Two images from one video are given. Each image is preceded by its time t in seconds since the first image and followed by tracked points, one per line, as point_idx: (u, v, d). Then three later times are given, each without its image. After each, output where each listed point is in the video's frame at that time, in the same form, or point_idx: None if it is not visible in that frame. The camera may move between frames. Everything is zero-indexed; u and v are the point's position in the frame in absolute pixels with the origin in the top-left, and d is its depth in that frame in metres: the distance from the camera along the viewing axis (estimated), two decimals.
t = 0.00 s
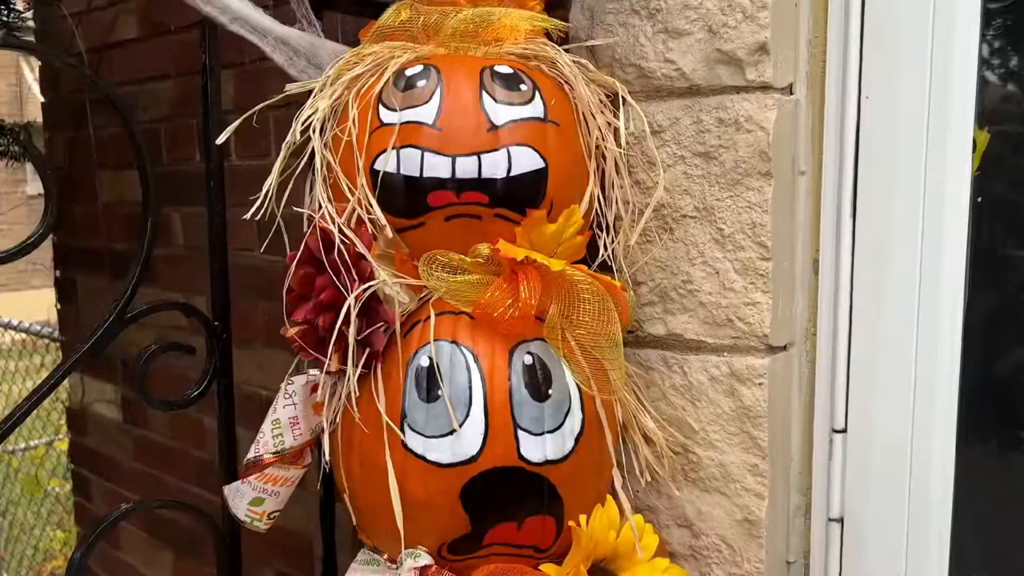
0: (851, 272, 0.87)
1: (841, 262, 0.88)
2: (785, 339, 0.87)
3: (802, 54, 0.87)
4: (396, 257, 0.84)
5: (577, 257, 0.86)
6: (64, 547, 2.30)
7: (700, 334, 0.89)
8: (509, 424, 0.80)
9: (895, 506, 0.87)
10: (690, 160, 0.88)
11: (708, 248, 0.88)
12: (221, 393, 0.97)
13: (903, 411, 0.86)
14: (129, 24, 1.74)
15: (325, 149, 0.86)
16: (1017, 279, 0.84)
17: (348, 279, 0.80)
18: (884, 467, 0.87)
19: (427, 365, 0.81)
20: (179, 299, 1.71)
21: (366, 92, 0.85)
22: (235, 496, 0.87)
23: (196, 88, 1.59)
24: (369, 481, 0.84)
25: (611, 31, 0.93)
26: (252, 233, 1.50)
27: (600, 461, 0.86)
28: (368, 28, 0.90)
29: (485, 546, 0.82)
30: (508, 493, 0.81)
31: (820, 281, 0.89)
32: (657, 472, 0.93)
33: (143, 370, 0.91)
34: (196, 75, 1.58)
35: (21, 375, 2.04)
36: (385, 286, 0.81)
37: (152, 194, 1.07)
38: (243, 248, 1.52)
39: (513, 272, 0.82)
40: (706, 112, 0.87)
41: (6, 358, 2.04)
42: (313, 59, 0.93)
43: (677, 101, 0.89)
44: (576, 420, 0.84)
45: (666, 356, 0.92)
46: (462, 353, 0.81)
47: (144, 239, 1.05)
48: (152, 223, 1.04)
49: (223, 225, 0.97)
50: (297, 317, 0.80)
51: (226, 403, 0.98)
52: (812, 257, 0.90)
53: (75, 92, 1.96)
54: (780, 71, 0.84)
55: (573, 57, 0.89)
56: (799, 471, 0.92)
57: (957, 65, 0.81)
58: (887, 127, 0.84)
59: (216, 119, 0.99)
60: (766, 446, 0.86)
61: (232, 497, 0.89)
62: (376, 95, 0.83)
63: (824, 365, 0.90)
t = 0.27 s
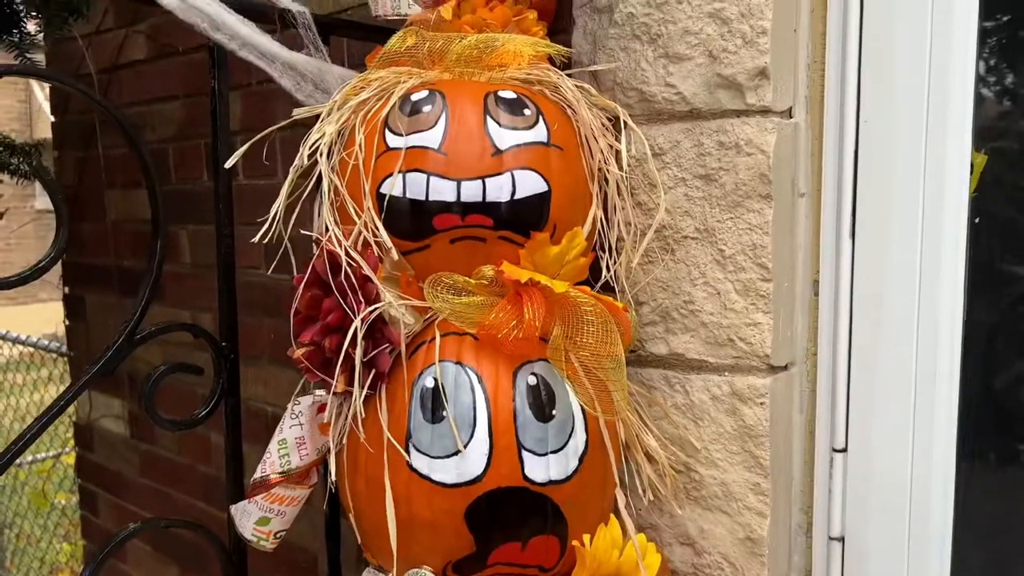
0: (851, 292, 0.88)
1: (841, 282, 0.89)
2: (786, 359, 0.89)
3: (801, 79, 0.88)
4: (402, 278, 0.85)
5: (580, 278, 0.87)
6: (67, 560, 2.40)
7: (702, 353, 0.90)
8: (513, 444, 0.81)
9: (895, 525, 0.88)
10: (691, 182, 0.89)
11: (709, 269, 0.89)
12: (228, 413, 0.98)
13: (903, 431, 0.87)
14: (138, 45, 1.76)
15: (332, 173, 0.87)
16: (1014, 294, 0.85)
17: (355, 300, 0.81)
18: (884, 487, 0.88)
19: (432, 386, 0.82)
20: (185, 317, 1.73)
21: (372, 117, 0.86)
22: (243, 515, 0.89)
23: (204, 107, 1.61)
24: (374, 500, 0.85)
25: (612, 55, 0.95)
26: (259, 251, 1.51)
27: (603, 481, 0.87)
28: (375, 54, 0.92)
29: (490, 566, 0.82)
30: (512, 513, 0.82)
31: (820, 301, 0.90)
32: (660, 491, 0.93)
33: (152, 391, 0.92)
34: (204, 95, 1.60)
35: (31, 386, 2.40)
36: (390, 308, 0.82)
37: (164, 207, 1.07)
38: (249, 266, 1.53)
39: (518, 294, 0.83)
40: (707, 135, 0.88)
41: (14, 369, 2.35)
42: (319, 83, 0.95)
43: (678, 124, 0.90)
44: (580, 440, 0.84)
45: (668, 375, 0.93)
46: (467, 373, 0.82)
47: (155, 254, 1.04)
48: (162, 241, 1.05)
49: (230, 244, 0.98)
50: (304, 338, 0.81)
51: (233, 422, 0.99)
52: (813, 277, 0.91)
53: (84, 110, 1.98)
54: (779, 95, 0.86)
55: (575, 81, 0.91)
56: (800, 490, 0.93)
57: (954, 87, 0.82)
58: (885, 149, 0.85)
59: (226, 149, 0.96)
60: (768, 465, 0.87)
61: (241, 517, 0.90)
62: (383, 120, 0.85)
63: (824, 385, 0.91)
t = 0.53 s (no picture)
0: (855, 307, 0.88)
1: (845, 297, 0.88)
2: (790, 375, 0.88)
3: (804, 94, 0.88)
4: (406, 294, 0.86)
5: (584, 294, 0.87)
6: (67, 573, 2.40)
7: (706, 369, 0.90)
8: (516, 461, 0.81)
9: (900, 541, 0.88)
10: (694, 197, 0.89)
11: (713, 284, 0.89)
12: (230, 428, 0.98)
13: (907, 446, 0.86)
14: (140, 58, 1.77)
15: (336, 188, 0.87)
16: (1018, 305, 0.85)
17: (358, 317, 0.81)
18: (889, 503, 0.88)
19: (435, 402, 0.82)
20: (187, 329, 1.72)
21: (376, 133, 0.86)
22: (244, 531, 0.89)
23: (206, 120, 1.61)
24: (378, 516, 0.85)
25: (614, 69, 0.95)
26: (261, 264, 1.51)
27: (607, 498, 0.87)
28: (378, 70, 0.92)
29: None
30: (515, 530, 0.81)
31: (825, 315, 0.90)
32: (663, 507, 0.93)
33: (154, 407, 0.92)
34: (206, 108, 1.60)
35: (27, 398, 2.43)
36: (394, 323, 0.82)
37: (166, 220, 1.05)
38: (251, 279, 1.53)
39: (521, 309, 0.83)
40: (709, 150, 0.88)
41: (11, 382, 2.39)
42: (321, 99, 0.95)
43: (682, 139, 0.90)
44: (584, 456, 0.84)
45: (672, 391, 0.93)
46: (470, 390, 0.82)
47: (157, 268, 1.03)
48: (165, 255, 1.03)
49: (233, 260, 0.97)
50: (306, 354, 0.81)
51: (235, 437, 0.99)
52: (817, 291, 0.90)
53: (85, 123, 1.98)
54: (783, 110, 0.86)
55: (578, 97, 0.91)
56: (804, 505, 0.93)
57: (957, 100, 0.82)
58: (888, 163, 0.85)
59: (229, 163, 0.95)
60: (772, 481, 0.87)
61: (241, 532, 0.90)
62: (386, 136, 0.85)
63: (829, 400, 0.91)
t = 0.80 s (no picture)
0: (858, 327, 0.88)
1: (849, 317, 0.88)
2: (794, 395, 0.88)
3: (806, 115, 0.88)
4: (410, 315, 0.86)
5: (586, 315, 0.87)
6: None
7: (709, 388, 0.90)
8: (521, 483, 0.81)
9: (904, 562, 0.88)
10: (697, 217, 0.89)
11: (717, 304, 0.89)
12: (234, 449, 0.98)
13: (912, 466, 0.86)
14: (145, 77, 1.78)
15: (341, 210, 0.87)
16: (1019, 321, 0.84)
17: (362, 339, 0.81)
18: (893, 523, 0.88)
19: (439, 423, 0.82)
20: (191, 347, 1.73)
21: (381, 155, 0.87)
22: (246, 553, 0.88)
23: (211, 139, 1.62)
24: (381, 538, 0.85)
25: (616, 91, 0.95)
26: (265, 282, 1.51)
27: (611, 519, 0.87)
28: (383, 92, 0.93)
29: None
30: (519, 551, 0.82)
31: (828, 335, 0.90)
32: (668, 527, 0.93)
33: (159, 429, 0.92)
34: (211, 126, 1.61)
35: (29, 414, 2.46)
36: (398, 345, 0.82)
37: (172, 238, 1.02)
38: (255, 297, 1.53)
39: (525, 329, 0.83)
40: (712, 171, 0.88)
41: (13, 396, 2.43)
42: (327, 120, 0.95)
43: (685, 159, 0.91)
44: (588, 477, 0.84)
45: (676, 410, 0.93)
46: (474, 411, 0.82)
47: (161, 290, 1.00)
48: (170, 276, 1.01)
49: (237, 280, 0.97)
50: (311, 376, 0.81)
51: (239, 457, 0.98)
52: (821, 312, 0.91)
53: (91, 141, 1.99)
54: (785, 131, 0.86)
55: (582, 118, 0.91)
56: (808, 525, 0.93)
57: (959, 119, 0.82)
58: (889, 183, 0.85)
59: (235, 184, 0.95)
60: (777, 502, 0.87)
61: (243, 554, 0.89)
62: (391, 158, 0.86)
63: (833, 420, 0.91)
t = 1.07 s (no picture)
0: (862, 348, 0.88)
1: (853, 339, 0.89)
2: (798, 417, 0.88)
3: (808, 137, 0.89)
4: (413, 337, 0.87)
5: (590, 336, 0.87)
6: None
7: (713, 410, 0.90)
8: (524, 506, 0.81)
9: None
10: (700, 239, 0.90)
11: (720, 326, 0.89)
12: (237, 470, 0.98)
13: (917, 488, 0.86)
14: (150, 96, 1.79)
15: (345, 233, 0.88)
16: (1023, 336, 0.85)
17: (366, 362, 0.81)
18: (898, 546, 0.87)
19: (443, 446, 0.82)
20: (194, 365, 1.73)
21: (384, 178, 0.87)
22: None
23: (215, 158, 1.63)
24: (385, 561, 0.85)
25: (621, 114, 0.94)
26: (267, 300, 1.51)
27: (616, 543, 0.86)
28: (387, 115, 0.93)
29: None
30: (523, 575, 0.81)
31: (831, 357, 0.90)
32: (672, 549, 0.93)
33: (162, 452, 0.92)
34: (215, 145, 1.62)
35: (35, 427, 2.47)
36: (401, 368, 0.83)
37: (175, 256, 0.98)
38: (259, 316, 1.54)
39: (528, 352, 0.83)
40: (715, 193, 0.89)
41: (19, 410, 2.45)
42: (331, 142, 0.96)
43: (688, 181, 0.91)
44: (592, 501, 0.84)
45: (680, 432, 0.93)
46: (477, 434, 0.82)
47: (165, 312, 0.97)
48: (174, 297, 0.98)
49: (241, 302, 0.97)
50: (314, 399, 0.81)
51: (242, 479, 0.98)
52: (823, 333, 0.91)
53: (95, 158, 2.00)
54: (787, 154, 0.87)
55: (585, 140, 0.91)
56: (813, 547, 0.93)
57: (961, 140, 0.83)
58: (892, 204, 0.85)
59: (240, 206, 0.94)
60: (781, 524, 0.87)
61: None
62: (395, 181, 0.86)
63: (837, 442, 0.90)
